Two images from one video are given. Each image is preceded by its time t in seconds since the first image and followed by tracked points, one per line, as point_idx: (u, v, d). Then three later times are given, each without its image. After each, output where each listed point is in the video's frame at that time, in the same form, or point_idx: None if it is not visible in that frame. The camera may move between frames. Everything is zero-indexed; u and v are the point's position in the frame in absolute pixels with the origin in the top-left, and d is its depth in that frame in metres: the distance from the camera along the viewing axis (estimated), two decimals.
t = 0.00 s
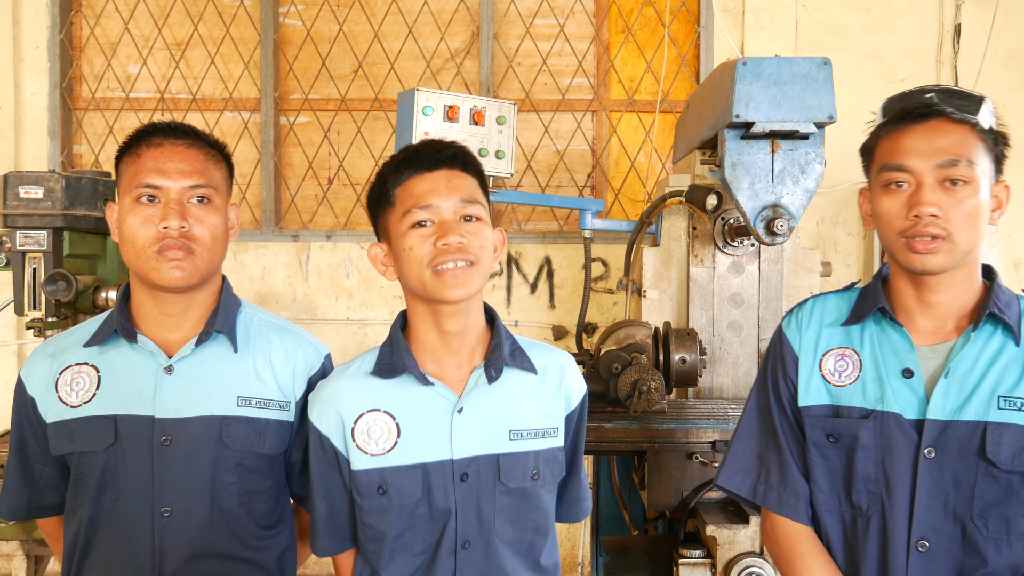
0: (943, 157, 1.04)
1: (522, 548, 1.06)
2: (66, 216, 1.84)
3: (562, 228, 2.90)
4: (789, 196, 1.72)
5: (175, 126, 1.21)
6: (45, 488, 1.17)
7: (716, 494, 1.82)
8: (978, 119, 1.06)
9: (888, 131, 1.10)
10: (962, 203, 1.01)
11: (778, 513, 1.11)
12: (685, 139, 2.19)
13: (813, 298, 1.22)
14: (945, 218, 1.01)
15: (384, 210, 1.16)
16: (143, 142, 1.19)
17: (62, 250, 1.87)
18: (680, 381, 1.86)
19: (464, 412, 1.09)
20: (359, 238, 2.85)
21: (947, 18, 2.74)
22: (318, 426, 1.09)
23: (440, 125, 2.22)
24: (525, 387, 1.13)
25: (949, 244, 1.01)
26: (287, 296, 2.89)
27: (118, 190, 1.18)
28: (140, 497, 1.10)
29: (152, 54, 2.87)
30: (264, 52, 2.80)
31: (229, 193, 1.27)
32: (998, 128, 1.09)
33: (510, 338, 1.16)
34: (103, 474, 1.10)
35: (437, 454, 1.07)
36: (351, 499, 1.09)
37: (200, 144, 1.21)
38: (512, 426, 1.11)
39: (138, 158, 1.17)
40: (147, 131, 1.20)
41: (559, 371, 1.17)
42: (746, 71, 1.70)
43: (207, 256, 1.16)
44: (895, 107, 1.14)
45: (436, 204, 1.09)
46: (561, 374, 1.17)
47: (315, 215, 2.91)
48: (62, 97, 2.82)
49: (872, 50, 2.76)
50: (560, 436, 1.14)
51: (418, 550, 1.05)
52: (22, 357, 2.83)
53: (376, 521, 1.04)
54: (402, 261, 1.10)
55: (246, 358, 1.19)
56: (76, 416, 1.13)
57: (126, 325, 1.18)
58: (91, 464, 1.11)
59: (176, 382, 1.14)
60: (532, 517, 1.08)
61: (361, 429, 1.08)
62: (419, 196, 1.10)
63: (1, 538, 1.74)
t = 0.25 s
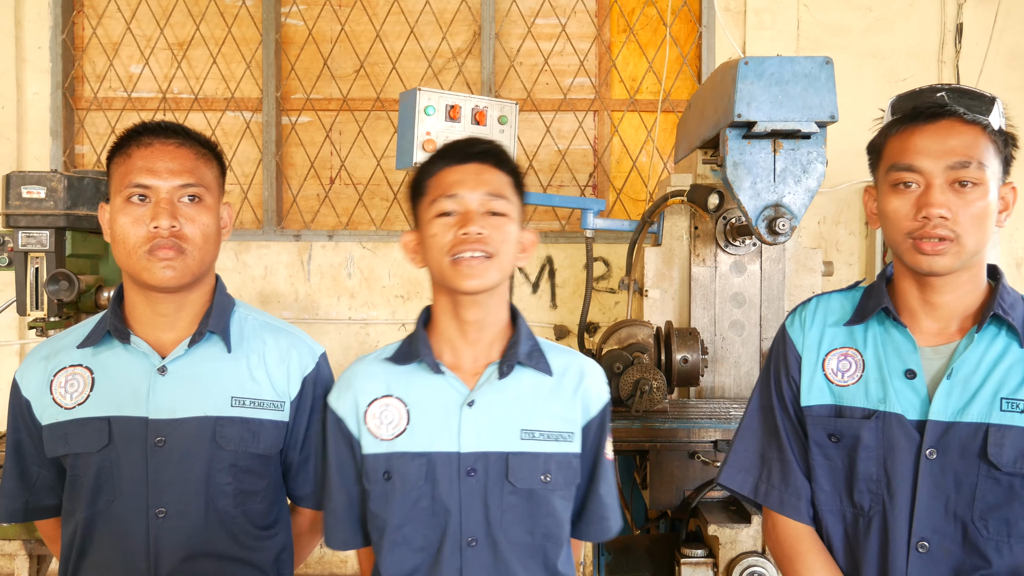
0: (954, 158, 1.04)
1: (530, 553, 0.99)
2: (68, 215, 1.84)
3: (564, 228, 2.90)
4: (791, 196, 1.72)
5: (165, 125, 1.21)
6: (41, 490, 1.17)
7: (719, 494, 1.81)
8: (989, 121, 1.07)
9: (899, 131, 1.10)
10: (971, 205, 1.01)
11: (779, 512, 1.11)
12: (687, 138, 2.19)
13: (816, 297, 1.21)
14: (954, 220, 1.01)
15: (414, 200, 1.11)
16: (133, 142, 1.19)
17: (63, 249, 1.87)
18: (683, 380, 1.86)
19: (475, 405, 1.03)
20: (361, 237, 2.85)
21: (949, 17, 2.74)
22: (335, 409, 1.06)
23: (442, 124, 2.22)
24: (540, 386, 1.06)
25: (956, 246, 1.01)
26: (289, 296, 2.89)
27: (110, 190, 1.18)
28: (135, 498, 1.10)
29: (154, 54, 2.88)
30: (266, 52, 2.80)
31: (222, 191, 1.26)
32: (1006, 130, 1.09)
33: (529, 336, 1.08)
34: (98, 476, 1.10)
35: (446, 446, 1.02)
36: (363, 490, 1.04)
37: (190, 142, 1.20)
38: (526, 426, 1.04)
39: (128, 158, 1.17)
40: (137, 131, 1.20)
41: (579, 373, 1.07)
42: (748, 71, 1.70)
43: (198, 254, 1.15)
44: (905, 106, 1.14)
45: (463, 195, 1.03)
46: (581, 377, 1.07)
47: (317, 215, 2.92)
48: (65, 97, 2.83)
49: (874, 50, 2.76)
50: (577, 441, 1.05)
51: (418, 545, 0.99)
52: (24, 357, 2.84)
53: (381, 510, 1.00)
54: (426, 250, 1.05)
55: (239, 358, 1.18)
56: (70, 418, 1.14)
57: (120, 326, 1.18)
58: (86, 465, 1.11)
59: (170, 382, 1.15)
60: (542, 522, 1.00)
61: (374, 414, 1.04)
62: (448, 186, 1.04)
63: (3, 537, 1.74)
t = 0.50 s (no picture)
0: (950, 161, 1.03)
1: (541, 555, 1.02)
2: (69, 215, 1.84)
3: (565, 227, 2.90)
4: (792, 196, 1.73)
5: (167, 125, 1.21)
6: (41, 491, 1.18)
7: (719, 494, 1.82)
8: (984, 121, 1.06)
9: (894, 133, 1.10)
10: (966, 208, 1.01)
11: (774, 513, 1.11)
12: (688, 138, 2.19)
13: (812, 298, 1.21)
14: (950, 224, 1.01)
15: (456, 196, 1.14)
16: (135, 141, 1.19)
17: (64, 249, 1.87)
18: (684, 380, 1.85)
19: (495, 403, 1.06)
20: (362, 237, 2.86)
21: (950, 17, 2.74)
22: (361, 397, 1.11)
23: (443, 124, 2.22)
24: (562, 391, 1.08)
25: (952, 249, 1.01)
26: (290, 296, 2.89)
27: (111, 190, 1.18)
28: (137, 498, 1.10)
29: (156, 54, 2.88)
30: (267, 52, 2.80)
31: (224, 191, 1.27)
32: (1001, 131, 1.09)
33: (556, 341, 1.10)
34: (100, 476, 1.11)
35: (463, 443, 1.05)
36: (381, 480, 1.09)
37: (191, 142, 1.20)
38: (545, 429, 1.06)
39: (130, 157, 1.17)
40: (139, 131, 1.20)
41: (603, 381, 1.09)
42: (748, 71, 1.69)
43: (200, 254, 1.15)
44: (900, 108, 1.13)
45: (503, 195, 1.07)
46: (605, 385, 1.08)
47: (318, 215, 2.92)
48: (66, 97, 2.83)
49: (875, 50, 2.76)
50: (596, 449, 1.06)
51: (428, 537, 1.04)
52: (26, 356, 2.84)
53: (396, 499, 1.04)
54: (461, 245, 1.08)
55: (242, 358, 1.18)
56: (72, 419, 1.14)
57: (121, 326, 1.18)
58: (88, 466, 1.11)
59: (172, 382, 1.15)
60: (555, 527, 1.02)
61: (395, 405, 1.08)
62: (490, 184, 1.08)
63: (4, 537, 1.75)
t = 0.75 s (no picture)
0: (943, 162, 1.04)
1: (554, 555, 1.06)
2: (70, 216, 1.84)
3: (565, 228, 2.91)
4: (793, 196, 1.73)
5: (180, 125, 1.21)
6: (48, 490, 1.17)
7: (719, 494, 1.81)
8: (977, 122, 1.07)
9: (886, 134, 1.10)
10: (959, 208, 1.01)
11: (769, 515, 1.11)
12: (689, 139, 2.19)
13: (806, 299, 1.21)
14: (944, 224, 1.01)
15: (482, 197, 1.20)
16: (148, 141, 1.19)
17: (66, 249, 1.87)
18: (685, 381, 1.85)
19: (509, 405, 1.11)
20: (363, 237, 2.86)
21: (950, 18, 2.74)
22: (375, 391, 1.16)
23: (444, 125, 2.22)
24: (576, 394, 1.12)
25: (946, 250, 1.01)
26: (291, 296, 2.89)
27: (123, 189, 1.18)
28: (146, 498, 1.10)
29: (156, 54, 2.88)
30: (268, 52, 2.80)
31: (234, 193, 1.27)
32: (995, 132, 1.09)
33: (572, 342, 1.15)
34: (109, 476, 1.11)
35: (477, 443, 1.10)
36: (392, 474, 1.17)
37: (203, 143, 1.20)
38: (559, 431, 1.10)
39: (142, 157, 1.17)
40: (151, 131, 1.20)
41: (619, 384, 1.13)
42: (749, 71, 1.69)
43: (211, 255, 1.15)
44: (893, 109, 1.14)
45: (526, 198, 1.12)
46: (621, 388, 1.13)
47: (319, 215, 2.92)
48: (67, 97, 2.83)
49: (875, 50, 2.76)
50: (610, 450, 1.11)
51: (440, 535, 1.08)
52: (27, 357, 2.84)
53: (409, 496, 1.09)
54: (483, 246, 1.13)
55: (251, 359, 1.18)
56: (80, 418, 1.14)
57: (131, 326, 1.18)
58: (96, 466, 1.11)
59: (181, 382, 1.15)
60: (569, 528, 1.07)
61: (411, 402, 1.13)
62: (514, 187, 1.13)
63: (5, 537, 1.75)
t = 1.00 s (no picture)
0: (941, 160, 1.04)
1: (558, 559, 1.07)
2: (71, 216, 1.84)
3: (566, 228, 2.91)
4: (793, 197, 1.73)
5: (184, 126, 1.21)
6: (53, 488, 1.18)
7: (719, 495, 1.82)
8: (976, 121, 1.07)
9: (884, 133, 1.10)
10: (958, 206, 1.01)
11: (766, 514, 1.11)
12: (689, 139, 2.19)
13: (804, 297, 1.21)
14: (942, 222, 1.01)
15: (492, 198, 1.20)
16: (152, 142, 1.20)
17: (67, 250, 1.87)
18: (685, 382, 1.85)
19: (515, 406, 1.11)
20: (364, 238, 2.86)
21: (951, 19, 2.74)
22: (381, 388, 1.17)
23: (445, 125, 2.22)
24: (582, 396, 1.12)
25: (945, 248, 1.01)
26: (292, 297, 2.89)
27: (127, 189, 1.19)
28: (147, 498, 1.10)
29: (157, 55, 2.88)
30: (269, 53, 2.80)
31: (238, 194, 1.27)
32: (993, 130, 1.09)
33: (578, 344, 1.15)
34: (110, 475, 1.11)
35: (481, 444, 1.10)
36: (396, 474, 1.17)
37: (208, 144, 1.21)
38: (564, 432, 1.11)
39: (147, 158, 1.18)
40: (156, 132, 1.20)
41: (627, 386, 1.14)
42: (750, 72, 1.69)
43: (215, 256, 1.15)
44: (890, 108, 1.15)
45: (534, 202, 1.12)
46: (629, 390, 1.14)
47: (320, 216, 2.92)
48: (68, 97, 2.83)
49: (876, 51, 2.76)
50: (616, 452, 1.12)
51: (444, 537, 1.08)
52: (27, 357, 2.84)
53: (413, 495, 1.10)
54: (490, 249, 1.14)
55: (253, 359, 1.18)
56: (83, 417, 1.14)
57: (134, 326, 1.18)
58: (99, 465, 1.11)
59: (183, 382, 1.15)
60: (573, 530, 1.07)
61: (416, 401, 1.14)
62: (522, 190, 1.13)
63: (6, 537, 1.75)
